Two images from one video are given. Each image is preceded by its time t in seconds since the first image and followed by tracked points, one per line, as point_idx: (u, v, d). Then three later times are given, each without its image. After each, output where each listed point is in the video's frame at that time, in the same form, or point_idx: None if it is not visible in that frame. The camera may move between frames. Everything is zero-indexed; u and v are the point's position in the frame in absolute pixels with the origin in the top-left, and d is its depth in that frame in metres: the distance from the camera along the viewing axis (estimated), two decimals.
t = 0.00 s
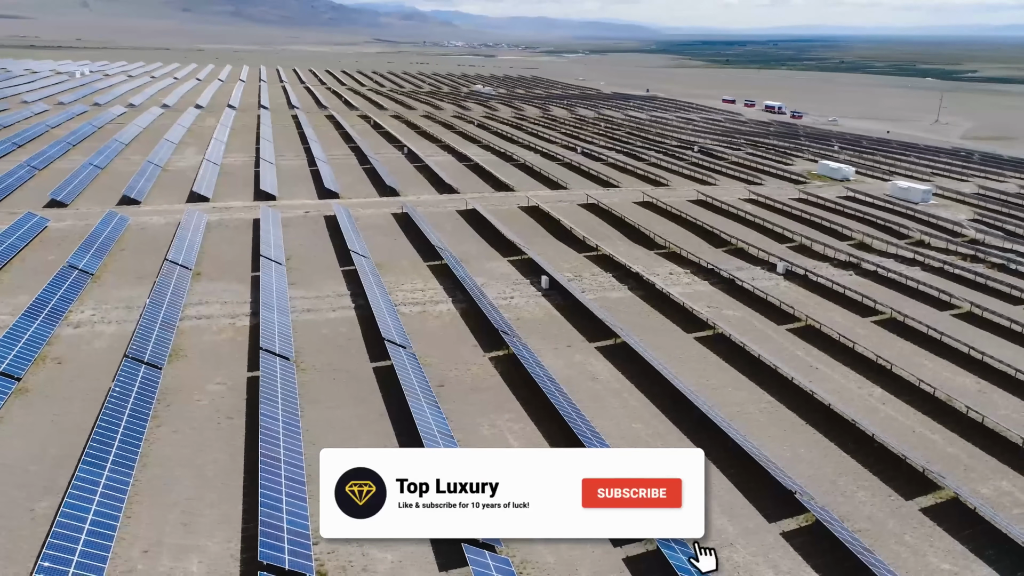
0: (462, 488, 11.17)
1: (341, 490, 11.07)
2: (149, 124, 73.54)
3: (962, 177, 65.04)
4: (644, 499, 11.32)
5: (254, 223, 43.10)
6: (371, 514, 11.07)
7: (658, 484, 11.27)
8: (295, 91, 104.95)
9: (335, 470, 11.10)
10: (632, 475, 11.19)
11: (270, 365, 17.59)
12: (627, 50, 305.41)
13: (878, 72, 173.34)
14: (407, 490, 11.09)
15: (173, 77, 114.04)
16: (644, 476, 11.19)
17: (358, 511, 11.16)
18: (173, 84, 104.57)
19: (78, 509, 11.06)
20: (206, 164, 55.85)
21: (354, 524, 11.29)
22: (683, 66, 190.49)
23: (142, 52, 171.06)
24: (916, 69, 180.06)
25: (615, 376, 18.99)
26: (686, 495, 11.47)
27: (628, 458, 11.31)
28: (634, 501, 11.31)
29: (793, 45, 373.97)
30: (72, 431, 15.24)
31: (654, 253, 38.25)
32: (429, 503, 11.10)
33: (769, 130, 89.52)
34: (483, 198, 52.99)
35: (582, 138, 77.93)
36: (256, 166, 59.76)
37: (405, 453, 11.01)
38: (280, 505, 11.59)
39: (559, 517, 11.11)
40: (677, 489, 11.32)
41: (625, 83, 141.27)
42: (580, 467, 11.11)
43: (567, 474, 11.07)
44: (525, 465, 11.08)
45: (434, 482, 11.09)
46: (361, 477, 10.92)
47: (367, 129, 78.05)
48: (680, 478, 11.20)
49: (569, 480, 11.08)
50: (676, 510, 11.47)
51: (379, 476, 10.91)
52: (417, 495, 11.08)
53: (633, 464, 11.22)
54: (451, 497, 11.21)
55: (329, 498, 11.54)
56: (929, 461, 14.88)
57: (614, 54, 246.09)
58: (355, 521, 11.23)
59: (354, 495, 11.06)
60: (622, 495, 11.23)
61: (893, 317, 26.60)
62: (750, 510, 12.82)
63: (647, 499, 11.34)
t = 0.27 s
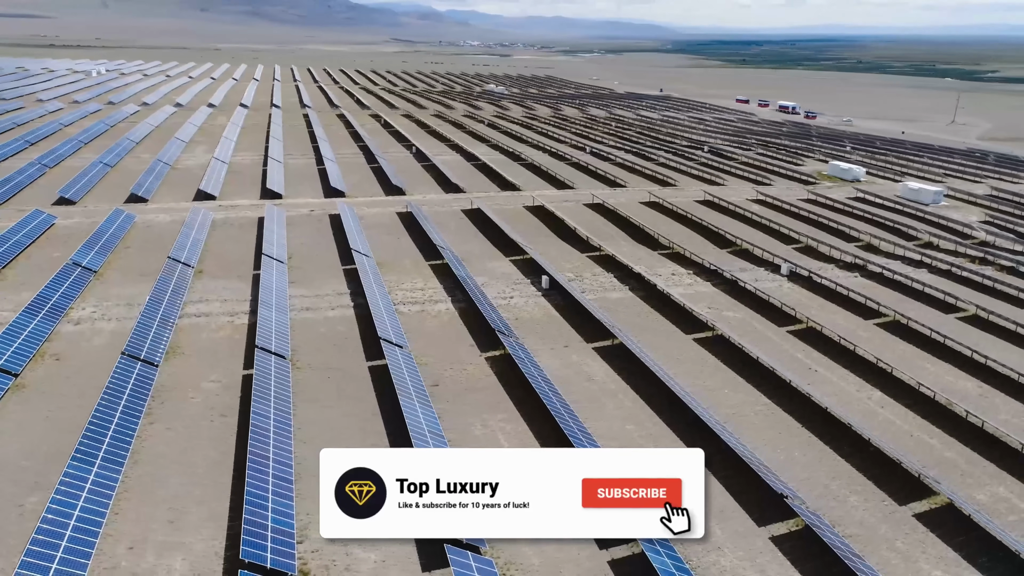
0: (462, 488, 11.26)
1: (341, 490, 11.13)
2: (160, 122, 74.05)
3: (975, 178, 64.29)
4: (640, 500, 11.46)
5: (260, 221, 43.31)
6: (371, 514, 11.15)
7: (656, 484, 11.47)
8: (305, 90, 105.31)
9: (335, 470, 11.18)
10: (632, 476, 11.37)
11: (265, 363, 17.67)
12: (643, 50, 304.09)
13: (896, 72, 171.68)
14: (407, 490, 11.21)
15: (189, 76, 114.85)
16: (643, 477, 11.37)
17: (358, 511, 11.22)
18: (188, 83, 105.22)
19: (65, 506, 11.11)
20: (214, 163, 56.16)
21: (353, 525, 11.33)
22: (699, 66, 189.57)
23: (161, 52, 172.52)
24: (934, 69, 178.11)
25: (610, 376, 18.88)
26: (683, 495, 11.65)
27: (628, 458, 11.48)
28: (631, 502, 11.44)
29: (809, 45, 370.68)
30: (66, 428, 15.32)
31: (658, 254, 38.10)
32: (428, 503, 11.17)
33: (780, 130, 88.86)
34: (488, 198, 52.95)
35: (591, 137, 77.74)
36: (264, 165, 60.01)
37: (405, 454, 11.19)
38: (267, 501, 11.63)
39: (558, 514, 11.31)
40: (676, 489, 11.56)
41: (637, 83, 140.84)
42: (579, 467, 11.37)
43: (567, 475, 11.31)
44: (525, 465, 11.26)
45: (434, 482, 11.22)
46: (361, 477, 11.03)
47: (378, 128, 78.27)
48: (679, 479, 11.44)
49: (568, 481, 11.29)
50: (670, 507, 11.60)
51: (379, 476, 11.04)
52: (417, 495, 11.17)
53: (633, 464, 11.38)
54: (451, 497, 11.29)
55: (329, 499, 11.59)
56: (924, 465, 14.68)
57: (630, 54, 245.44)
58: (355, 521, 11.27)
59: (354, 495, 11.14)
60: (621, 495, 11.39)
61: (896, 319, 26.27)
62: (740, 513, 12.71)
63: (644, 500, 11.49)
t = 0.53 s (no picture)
0: (462, 488, 11.31)
1: (341, 490, 11.18)
2: (177, 120, 74.86)
3: (995, 180, 63.12)
4: (638, 500, 11.49)
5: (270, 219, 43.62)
6: (371, 514, 11.17)
7: (652, 482, 11.59)
8: (322, 88, 105.95)
9: (335, 470, 11.25)
10: (628, 475, 11.52)
11: (262, 360, 17.79)
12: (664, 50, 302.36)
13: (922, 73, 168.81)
14: (407, 491, 11.25)
15: (210, 75, 116.08)
16: (639, 477, 11.54)
17: (358, 511, 11.24)
18: (207, 82, 106.31)
19: (53, 498, 11.24)
20: (228, 161, 56.64)
21: (354, 525, 11.33)
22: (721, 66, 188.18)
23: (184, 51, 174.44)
24: (962, 69, 175.40)
25: (608, 377, 18.75)
26: (683, 495, 11.67)
27: (622, 458, 11.78)
28: (629, 501, 11.49)
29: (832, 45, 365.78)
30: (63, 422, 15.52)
31: (666, 254, 37.84)
32: (429, 503, 11.19)
33: (797, 130, 87.89)
34: (498, 197, 52.92)
35: (605, 137, 77.45)
36: (278, 163, 60.44)
37: (404, 454, 11.42)
38: (253, 497, 11.66)
39: (558, 511, 11.34)
40: (673, 489, 11.63)
41: (654, 82, 140.17)
42: (576, 467, 11.55)
43: (565, 474, 11.43)
44: (524, 465, 11.36)
45: (434, 482, 11.30)
46: (361, 477, 11.09)
47: (392, 127, 78.54)
48: (674, 479, 11.59)
49: (566, 480, 11.39)
50: (668, 506, 11.63)
51: (379, 476, 11.11)
52: (417, 495, 11.21)
53: (628, 463, 11.61)
54: (452, 498, 11.32)
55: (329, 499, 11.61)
56: (923, 471, 14.41)
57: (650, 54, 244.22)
58: (355, 521, 11.28)
59: (355, 495, 11.18)
60: (617, 496, 11.54)
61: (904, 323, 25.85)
62: (729, 518, 12.57)
63: (643, 501, 11.54)
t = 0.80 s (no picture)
0: (462, 488, 11.16)
1: (341, 490, 11.05)
2: (190, 118, 75.46)
3: (1012, 182, 62.18)
4: (638, 500, 11.30)
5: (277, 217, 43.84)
6: (371, 514, 11.06)
7: (652, 481, 11.35)
8: (334, 87, 106.42)
9: (335, 470, 11.12)
10: (629, 475, 11.22)
11: (259, 357, 17.85)
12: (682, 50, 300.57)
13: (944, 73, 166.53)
14: (407, 490, 11.15)
15: (226, 74, 117.07)
16: (639, 477, 11.30)
17: (358, 511, 11.12)
18: (223, 81, 107.14)
19: (43, 492, 11.31)
20: (238, 159, 56.98)
21: (354, 525, 11.21)
22: (739, 66, 186.82)
23: (203, 49, 175.98)
24: (985, 70, 172.83)
25: (605, 378, 18.65)
26: (683, 495, 11.47)
27: (622, 457, 11.43)
28: (629, 501, 11.28)
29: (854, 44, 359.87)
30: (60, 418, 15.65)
31: (672, 255, 37.63)
32: (428, 503, 11.10)
33: (811, 130, 87.16)
34: (506, 196, 52.86)
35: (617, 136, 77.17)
36: (288, 161, 60.75)
37: (404, 454, 11.28)
38: (242, 495, 11.68)
39: (558, 511, 11.15)
40: (673, 490, 11.41)
41: (669, 82, 139.62)
42: (577, 467, 11.27)
43: (564, 473, 11.18)
44: (523, 465, 11.13)
45: (433, 482, 11.13)
46: (361, 477, 10.98)
47: (404, 126, 78.76)
48: (675, 479, 11.31)
49: (565, 480, 11.16)
50: (668, 507, 11.52)
51: (379, 476, 11.01)
52: (417, 495, 11.11)
53: (630, 462, 11.30)
54: (452, 497, 11.19)
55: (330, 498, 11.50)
56: (920, 477, 14.21)
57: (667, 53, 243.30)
58: (354, 521, 11.13)
59: (355, 495, 11.06)
60: (617, 494, 11.31)
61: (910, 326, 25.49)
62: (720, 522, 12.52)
63: (642, 501, 11.38)
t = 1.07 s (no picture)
0: (462, 488, 11.09)
1: (341, 490, 11.03)
2: (203, 117, 76.02)
3: None
4: (638, 499, 11.24)
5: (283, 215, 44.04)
6: (370, 514, 11.02)
7: (652, 481, 11.30)
8: (346, 86, 106.78)
9: (335, 470, 11.08)
10: (628, 474, 11.15)
11: (255, 355, 17.92)
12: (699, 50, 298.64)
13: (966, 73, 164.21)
14: (407, 490, 11.09)
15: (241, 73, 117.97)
16: (639, 477, 11.24)
17: (358, 511, 11.09)
18: (238, 80, 107.86)
19: (32, 487, 11.38)
20: (247, 157, 57.27)
21: (353, 525, 11.19)
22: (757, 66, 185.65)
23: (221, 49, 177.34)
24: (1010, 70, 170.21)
25: (602, 380, 18.55)
26: (685, 495, 11.42)
27: (622, 456, 11.38)
28: (629, 501, 11.22)
29: (875, 44, 355.33)
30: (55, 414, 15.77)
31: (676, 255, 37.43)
32: (428, 503, 11.06)
33: (824, 131, 86.43)
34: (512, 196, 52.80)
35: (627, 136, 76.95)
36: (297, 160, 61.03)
37: (402, 455, 11.29)
38: (229, 493, 11.68)
39: (559, 511, 11.11)
40: (675, 489, 11.36)
41: (683, 82, 138.92)
42: (576, 467, 11.22)
43: (565, 473, 11.13)
44: (523, 466, 11.08)
45: (433, 482, 11.07)
46: (361, 477, 10.93)
47: (415, 125, 78.91)
48: (675, 479, 11.29)
49: (565, 480, 11.10)
50: (673, 505, 11.48)
51: (379, 476, 10.95)
52: (417, 495, 11.07)
53: (630, 460, 11.26)
54: (451, 497, 11.14)
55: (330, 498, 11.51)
56: (915, 482, 14.03)
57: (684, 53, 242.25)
58: (354, 521, 11.13)
59: (354, 495, 11.02)
60: (617, 495, 11.23)
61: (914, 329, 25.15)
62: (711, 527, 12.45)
63: (643, 501, 11.31)
